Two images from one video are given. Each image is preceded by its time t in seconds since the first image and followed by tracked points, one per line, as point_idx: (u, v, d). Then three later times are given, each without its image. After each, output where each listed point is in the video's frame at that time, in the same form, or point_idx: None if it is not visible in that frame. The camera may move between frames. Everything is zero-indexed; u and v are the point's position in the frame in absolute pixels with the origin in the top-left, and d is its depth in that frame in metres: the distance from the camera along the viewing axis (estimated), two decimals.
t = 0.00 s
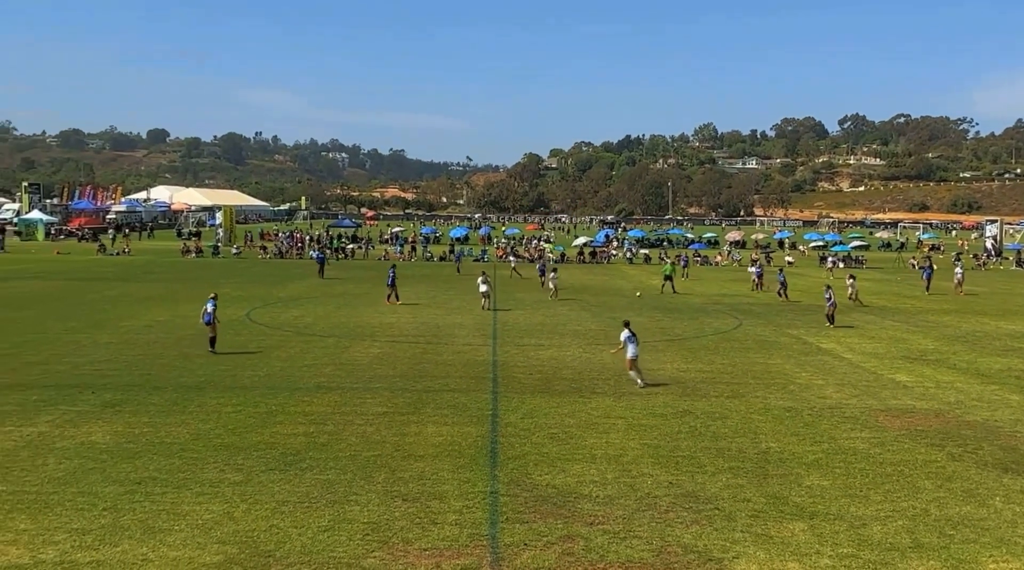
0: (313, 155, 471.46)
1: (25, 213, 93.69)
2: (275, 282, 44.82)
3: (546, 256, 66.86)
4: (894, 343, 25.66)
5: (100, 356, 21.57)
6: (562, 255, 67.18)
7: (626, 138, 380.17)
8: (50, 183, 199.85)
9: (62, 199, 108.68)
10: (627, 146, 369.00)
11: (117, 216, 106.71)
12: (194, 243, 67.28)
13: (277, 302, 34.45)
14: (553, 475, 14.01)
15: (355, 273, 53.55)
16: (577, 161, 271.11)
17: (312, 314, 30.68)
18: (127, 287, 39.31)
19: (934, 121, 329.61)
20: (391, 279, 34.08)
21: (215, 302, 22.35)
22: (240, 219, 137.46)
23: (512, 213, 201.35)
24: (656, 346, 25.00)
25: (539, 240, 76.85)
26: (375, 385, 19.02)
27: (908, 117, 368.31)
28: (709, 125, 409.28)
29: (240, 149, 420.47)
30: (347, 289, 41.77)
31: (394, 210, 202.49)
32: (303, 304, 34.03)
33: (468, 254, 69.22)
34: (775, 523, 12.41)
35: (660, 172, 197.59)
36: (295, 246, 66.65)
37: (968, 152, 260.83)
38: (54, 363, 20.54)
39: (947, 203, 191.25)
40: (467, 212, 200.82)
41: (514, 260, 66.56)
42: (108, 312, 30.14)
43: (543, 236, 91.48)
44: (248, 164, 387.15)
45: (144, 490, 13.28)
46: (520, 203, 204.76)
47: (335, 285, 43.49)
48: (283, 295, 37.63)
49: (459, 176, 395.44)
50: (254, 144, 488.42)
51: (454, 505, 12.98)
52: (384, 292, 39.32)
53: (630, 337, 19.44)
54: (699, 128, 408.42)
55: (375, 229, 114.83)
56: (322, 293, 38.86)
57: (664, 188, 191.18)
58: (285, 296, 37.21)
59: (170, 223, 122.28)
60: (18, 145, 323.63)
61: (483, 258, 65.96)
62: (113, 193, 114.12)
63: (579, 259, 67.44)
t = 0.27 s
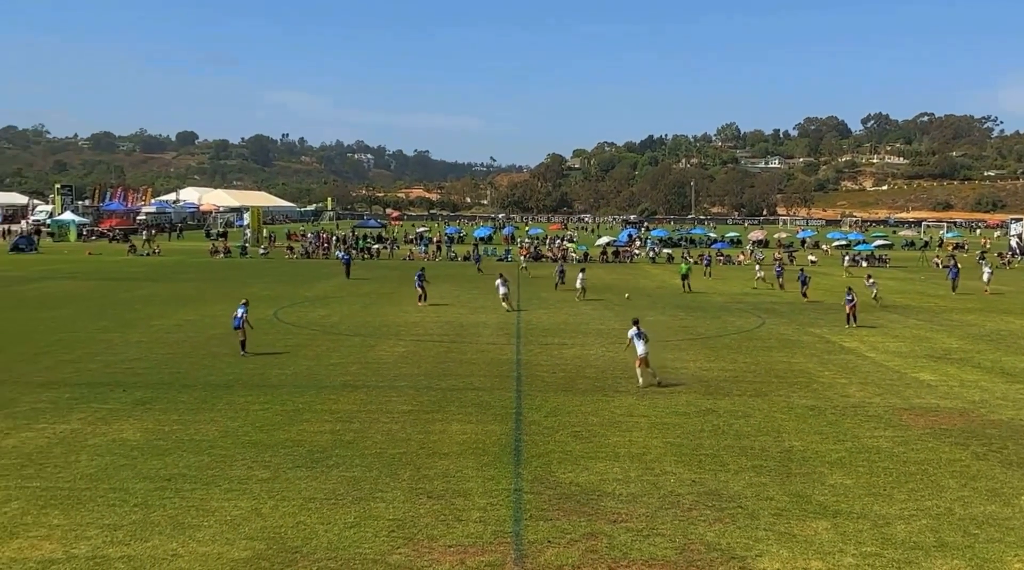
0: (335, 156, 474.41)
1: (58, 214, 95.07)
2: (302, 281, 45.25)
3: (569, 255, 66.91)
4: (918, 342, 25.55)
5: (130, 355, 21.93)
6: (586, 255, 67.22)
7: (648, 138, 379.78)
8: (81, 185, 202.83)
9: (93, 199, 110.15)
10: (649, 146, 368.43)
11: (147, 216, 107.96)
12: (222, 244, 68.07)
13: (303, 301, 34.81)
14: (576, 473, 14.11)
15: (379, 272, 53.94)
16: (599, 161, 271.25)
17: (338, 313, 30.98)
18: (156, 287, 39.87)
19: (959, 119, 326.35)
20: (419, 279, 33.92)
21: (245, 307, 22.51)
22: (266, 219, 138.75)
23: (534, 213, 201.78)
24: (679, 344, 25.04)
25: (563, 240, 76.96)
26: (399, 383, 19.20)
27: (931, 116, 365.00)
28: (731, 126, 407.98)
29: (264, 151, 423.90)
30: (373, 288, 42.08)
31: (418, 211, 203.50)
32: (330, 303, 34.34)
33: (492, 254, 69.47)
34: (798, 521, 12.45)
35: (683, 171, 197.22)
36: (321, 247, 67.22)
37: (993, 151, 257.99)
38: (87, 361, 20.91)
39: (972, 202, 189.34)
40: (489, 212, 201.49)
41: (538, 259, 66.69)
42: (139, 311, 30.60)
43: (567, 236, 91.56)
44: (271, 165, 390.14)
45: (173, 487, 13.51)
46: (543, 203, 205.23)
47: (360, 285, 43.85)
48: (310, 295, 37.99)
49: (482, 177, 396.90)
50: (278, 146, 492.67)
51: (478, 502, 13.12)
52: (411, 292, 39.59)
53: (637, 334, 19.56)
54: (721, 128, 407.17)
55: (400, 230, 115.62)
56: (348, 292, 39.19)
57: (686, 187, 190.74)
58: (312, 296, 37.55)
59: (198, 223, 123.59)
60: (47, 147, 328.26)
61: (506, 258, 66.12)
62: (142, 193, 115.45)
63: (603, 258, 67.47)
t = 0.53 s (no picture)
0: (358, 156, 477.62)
1: (93, 214, 96.62)
2: (330, 280, 45.69)
3: (594, 254, 66.92)
4: (943, 339, 25.42)
5: (162, 352, 22.33)
6: (611, 253, 67.21)
7: (672, 138, 379.69)
8: (118, 186, 206.47)
9: (125, 200, 111.79)
10: (673, 145, 367.63)
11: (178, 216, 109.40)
12: (252, 242, 68.86)
13: (332, 300, 35.16)
14: (601, 470, 14.23)
15: (404, 271, 54.33)
16: (624, 160, 271.40)
17: (365, 311, 31.27)
18: (188, 285, 40.44)
19: (987, 117, 322.80)
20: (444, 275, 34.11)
21: (272, 305, 22.67)
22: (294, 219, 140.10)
23: (558, 212, 202.22)
24: (703, 342, 25.09)
25: (587, 239, 76.95)
26: (426, 380, 19.40)
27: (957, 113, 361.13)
28: (755, 125, 407.00)
29: (289, 151, 427.75)
30: (400, 287, 42.38)
31: (444, 210, 204.47)
32: (359, 301, 34.68)
33: (518, 252, 69.68)
34: (823, 519, 12.49)
35: (707, 170, 196.68)
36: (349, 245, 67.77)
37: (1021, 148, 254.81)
38: (120, 359, 21.28)
39: (999, 199, 187.19)
40: (514, 212, 202.27)
41: (563, 258, 66.77)
42: (172, 309, 31.09)
43: (591, 234, 91.61)
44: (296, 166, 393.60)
45: (204, 482, 13.76)
46: (568, 202, 205.61)
47: (387, 283, 44.21)
48: (338, 293, 38.36)
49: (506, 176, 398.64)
50: (305, 146, 497.65)
51: (504, 498, 13.26)
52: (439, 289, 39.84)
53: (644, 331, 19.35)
54: (745, 128, 406.10)
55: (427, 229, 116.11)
56: (377, 291, 39.53)
57: (710, 186, 190.26)
58: (341, 294, 37.92)
59: (228, 223, 125.06)
60: (78, 149, 333.05)
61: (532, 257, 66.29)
62: (174, 193, 117.07)
63: (628, 257, 67.42)
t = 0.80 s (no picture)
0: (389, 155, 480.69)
1: (137, 213, 98.76)
2: (365, 277, 46.27)
3: (627, 251, 66.94)
4: (980, 336, 25.18)
5: (204, 348, 22.90)
6: (643, 250, 67.16)
7: (703, 135, 377.77)
8: (158, 186, 210.20)
9: (168, 199, 114.07)
10: (705, 143, 366.21)
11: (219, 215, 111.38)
12: (289, 241, 69.88)
13: (369, 296, 35.66)
14: (634, 464, 14.37)
15: (437, 268, 54.82)
16: (655, 157, 270.61)
17: (401, 308, 31.67)
18: (226, 283, 41.22)
19: None
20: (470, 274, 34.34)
21: (294, 303, 22.97)
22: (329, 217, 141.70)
23: (590, 210, 202.48)
24: (735, 338, 25.14)
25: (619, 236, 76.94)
26: (460, 376, 19.65)
27: (994, 109, 355.11)
28: (787, 122, 403.78)
29: (321, 150, 431.65)
30: (435, 284, 42.84)
31: (478, 208, 205.63)
32: (398, 298, 35.17)
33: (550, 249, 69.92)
34: (855, 515, 12.53)
35: (740, 168, 195.88)
36: (384, 243, 68.49)
37: None
38: (164, 354, 21.85)
39: None
40: (545, 210, 202.81)
41: (595, 255, 66.86)
42: (213, 306, 31.76)
43: (623, 231, 91.51)
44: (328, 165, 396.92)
45: (244, 474, 14.09)
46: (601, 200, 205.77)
47: (423, 280, 44.72)
48: (376, 290, 38.90)
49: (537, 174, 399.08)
50: (336, 145, 502.17)
51: (537, 492, 13.44)
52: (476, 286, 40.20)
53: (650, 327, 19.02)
54: (777, 125, 402.92)
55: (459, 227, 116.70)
56: (414, 287, 40.02)
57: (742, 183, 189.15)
58: (379, 290, 38.45)
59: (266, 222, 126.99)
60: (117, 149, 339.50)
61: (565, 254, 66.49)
62: (215, 193, 119.29)
63: (660, 254, 67.34)
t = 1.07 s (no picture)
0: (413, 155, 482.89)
1: (170, 213, 100.22)
2: (392, 275, 46.70)
3: (652, 249, 66.90)
4: (1009, 334, 24.99)
5: (235, 345, 23.30)
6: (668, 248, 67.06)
7: (728, 132, 376.07)
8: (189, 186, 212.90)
9: (201, 199, 115.78)
10: (729, 141, 364.69)
11: (249, 214, 112.74)
12: (318, 239, 70.63)
13: (396, 294, 36.00)
14: (659, 461, 14.48)
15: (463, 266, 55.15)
16: (680, 155, 269.84)
17: (429, 305, 31.97)
18: (256, 281, 41.78)
19: None
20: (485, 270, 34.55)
21: (309, 297, 23.29)
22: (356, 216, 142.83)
23: (616, 208, 202.39)
24: (760, 335, 25.17)
25: (644, 234, 76.88)
26: (487, 373, 19.85)
27: None
28: (813, 120, 400.94)
29: (346, 149, 434.63)
30: (462, 281, 43.13)
31: (504, 206, 206.39)
32: (425, 296, 35.44)
33: (576, 247, 70.07)
34: (882, 512, 12.56)
35: (764, 166, 195.12)
36: (412, 241, 69.01)
37: None
38: (197, 351, 22.28)
39: None
40: (570, 208, 203.06)
41: (620, 253, 66.87)
42: (244, 303, 32.24)
43: (648, 229, 91.37)
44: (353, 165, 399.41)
45: (275, 469, 14.36)
46: (626, 198, 205.67)
47: (450, 278, 45.06)
48: (403, 287, 39.26)
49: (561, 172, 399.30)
50: (362, 145, 505.58)
51: (563, 488, 13.58)
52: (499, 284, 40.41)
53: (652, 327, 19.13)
54: (802, 122, 400.08)
55: (484, 225, 117.10)
56: (442, 285, 40.36)
57: (768, 181, 188.12)
58: (407, 288, 38.83)
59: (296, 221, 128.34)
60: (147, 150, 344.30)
61: (590, 252, 66.54)
62: (246, 193, 120.78)
63: (685, 252, 67.23)
